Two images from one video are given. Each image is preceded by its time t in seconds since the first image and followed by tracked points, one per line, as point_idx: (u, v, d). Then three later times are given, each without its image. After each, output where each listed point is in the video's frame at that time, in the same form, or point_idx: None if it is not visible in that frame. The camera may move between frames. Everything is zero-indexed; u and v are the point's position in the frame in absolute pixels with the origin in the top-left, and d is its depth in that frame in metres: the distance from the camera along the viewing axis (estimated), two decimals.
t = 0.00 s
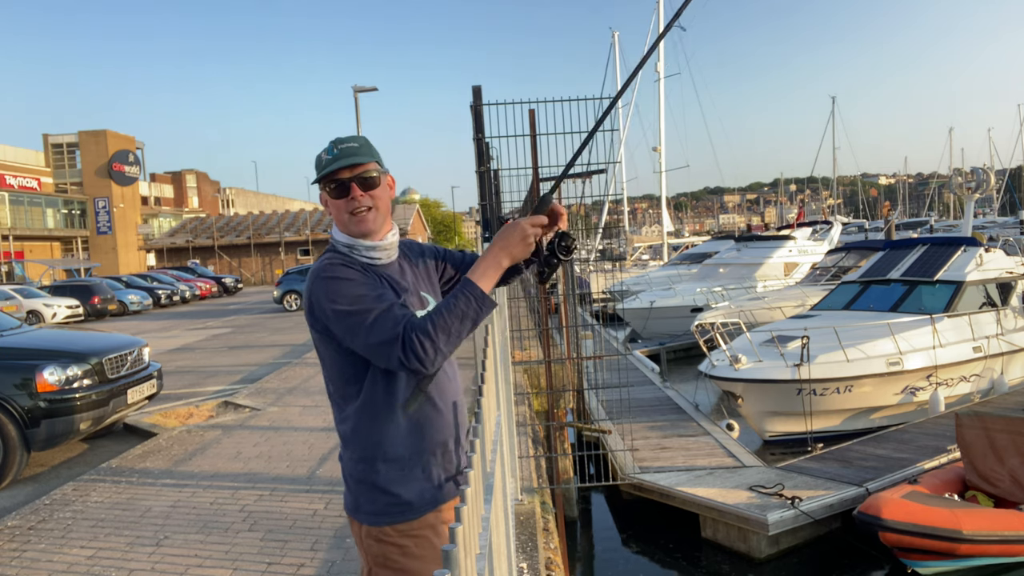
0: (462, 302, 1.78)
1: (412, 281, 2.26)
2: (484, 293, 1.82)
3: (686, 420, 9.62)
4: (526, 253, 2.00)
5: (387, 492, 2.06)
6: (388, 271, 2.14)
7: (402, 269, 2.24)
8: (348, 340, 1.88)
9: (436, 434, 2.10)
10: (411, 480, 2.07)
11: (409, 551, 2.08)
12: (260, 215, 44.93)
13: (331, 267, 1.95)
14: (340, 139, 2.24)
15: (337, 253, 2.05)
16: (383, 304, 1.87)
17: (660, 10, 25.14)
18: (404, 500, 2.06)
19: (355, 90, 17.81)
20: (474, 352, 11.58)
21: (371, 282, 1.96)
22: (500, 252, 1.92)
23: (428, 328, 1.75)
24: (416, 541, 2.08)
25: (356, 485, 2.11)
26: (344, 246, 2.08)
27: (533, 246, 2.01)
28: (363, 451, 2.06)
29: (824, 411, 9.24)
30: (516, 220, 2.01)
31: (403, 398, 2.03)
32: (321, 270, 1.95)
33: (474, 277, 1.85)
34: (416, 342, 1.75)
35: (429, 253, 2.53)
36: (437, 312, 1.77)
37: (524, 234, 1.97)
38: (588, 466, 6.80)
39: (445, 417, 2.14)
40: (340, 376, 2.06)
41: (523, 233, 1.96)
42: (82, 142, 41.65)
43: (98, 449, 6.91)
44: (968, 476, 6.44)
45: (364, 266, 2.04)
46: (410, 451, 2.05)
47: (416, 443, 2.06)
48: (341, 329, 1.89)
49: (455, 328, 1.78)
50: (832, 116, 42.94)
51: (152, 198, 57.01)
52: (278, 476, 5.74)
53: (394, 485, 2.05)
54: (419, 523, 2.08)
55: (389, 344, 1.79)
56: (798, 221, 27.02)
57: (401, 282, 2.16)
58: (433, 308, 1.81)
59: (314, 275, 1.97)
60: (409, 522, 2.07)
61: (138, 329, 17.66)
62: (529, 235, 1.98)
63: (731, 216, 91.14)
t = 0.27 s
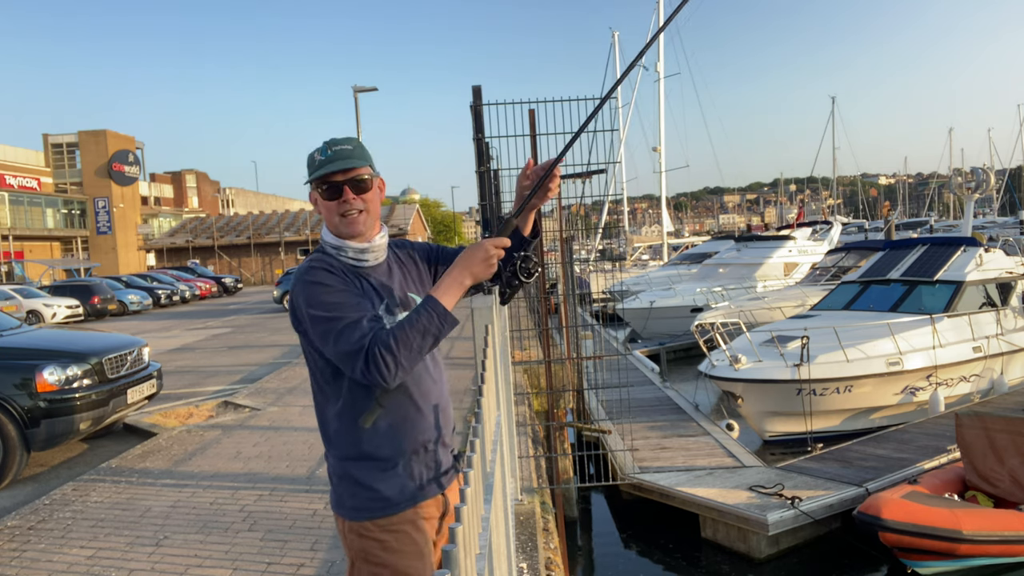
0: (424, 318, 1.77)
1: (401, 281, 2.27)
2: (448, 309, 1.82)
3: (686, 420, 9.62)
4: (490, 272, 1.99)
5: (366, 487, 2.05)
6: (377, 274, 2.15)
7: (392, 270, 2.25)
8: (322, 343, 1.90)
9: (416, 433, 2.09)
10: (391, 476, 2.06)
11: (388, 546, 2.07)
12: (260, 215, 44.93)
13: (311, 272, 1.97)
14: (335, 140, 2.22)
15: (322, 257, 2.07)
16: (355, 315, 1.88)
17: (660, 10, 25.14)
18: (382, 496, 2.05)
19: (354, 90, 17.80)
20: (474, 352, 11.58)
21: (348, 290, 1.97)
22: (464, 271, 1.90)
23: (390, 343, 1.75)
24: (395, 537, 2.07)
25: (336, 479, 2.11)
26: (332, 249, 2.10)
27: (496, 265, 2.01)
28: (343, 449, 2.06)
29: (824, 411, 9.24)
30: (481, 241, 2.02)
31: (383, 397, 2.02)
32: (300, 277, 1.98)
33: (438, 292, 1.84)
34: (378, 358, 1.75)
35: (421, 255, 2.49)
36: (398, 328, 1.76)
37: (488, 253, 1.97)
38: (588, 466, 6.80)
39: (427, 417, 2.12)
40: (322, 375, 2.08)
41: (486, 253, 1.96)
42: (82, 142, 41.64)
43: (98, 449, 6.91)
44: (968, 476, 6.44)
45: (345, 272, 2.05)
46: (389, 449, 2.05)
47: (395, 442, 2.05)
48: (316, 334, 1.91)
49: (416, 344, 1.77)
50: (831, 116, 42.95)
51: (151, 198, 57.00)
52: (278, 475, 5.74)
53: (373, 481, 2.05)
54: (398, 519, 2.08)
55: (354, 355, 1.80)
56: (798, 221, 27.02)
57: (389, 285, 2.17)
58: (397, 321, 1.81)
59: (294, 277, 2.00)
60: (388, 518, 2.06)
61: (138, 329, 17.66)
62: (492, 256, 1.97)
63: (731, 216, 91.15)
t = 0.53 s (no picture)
0: (393, 342, 1.77)
1: (384, 283, 2.29)
2: (418, 332, 1.82)
3: (686, 420, 9.62)
4: (462, 296, 2.01)
5: (347, 490, 2.05)
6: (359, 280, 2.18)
7: (375, 275, 2.27)
8: (297, 357, 1.90)
9: (396, 438, 2.07)
10: (372, 482, 2.05)
11: (368, 551, 2.05)
12: (260, 215, 44.94)
13: (287, 282, 1.95)
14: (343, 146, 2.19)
15: (301, 263, 2.07)
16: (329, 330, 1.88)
17: (660, 9, 25.13)
18: (363, 500, 2.03)
19: (354, 90, 17.79)
20: (474, 351, 11.58)
21: (325, 302, 1.96)
22: (434, 294, 1.90)
23: (358, 366, 1.75)
24: (376, 542, 2.05)
25: (321, 482, 2.11)
26: (323, 254, 2.11)
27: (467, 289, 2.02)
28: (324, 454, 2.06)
29: (824, 411, 9.24)
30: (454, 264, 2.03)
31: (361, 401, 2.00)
32: (277, 286, 1.96)
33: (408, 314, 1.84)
34: (346, 380, 1.75)
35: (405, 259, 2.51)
36: (368, 351, 1.76)
37: (460, 276, 1.98)
38: (588, 466, 6.80)
39: (409, 422, 2.10)
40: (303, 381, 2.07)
41: (458, 276, 1.98)
42: (82, 142, 41.63)
43: (98, 449, 6.91)
44: (968, 476, 6.44)
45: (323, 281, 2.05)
46: (369, 453, 2.04)
47: (376, 446, 2.04)
48: (290, 346, 1.91)
49: (384, 367, 1.77)
50: (832, 116, 42.93)
51: (152, 198, 56.99)
52: (278, 475, 5.74)
53: (354, 485, 2.04)
54: (379, 524, 2.05)
55: (325, 373, 1.80)
56: (799, 221, 27.05)
57: (372, 291, 2.20)
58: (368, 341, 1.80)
59: (272, 286, 2.01)
60: (368, 522, 2.04)
61: (138, 329, 17.66)
62: (463, 281, 1.98)
63: (731, 215, 91.13)
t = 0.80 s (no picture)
0: (361, 360, 1.71)
1: (359, 288, 2.20)
2: (387, 349, 1.75)
3: (686, 420, 9.62)
4: (433, 313, 1.91)
5: (320, 500, 2.03)
6: (334, 291, 2.08)
7: (349, 281, 2.18)
8: (267, 373, 1.84)
9: (370, 451, 2.04)
10: (346, 493, 2.03)
11: (340, 561, 2.05)
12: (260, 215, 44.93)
13: (256, 296, 1.87)
14: (352, 166, 2.06)
15: (272, 275, 1.95)
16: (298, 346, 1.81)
17: (660, 10, 25.13)
18: (336, 512, 2.02)
19: (354, 90, 17.76)
20: (474, 351, 11.57)
21: (295, 315, 1.88)
22: (403, 311, 1.82)
23: (325, 384, 1.68)
24: (348, 553, 2.04)
25: (295, 491, 2.09)
26: (308, 268, 2.01)
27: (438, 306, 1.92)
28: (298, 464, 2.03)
29: (824, 411, 9.24)
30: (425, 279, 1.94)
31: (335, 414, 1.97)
32: (245, 299, 1.88)
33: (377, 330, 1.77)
34: (313, 400, 1.68)
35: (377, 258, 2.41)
36: (335, 369, 1.70)
37: (427, 292, 1.89)
38: (588, 466, 6.80)
39: (384, 433, 2.07)
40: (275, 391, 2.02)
41: (427, 292, 1.89)
42: (82, 142, 41.62)
43: (98, 449, 6.91)
44: (968, 476, 6.44)
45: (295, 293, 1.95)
46: (342, 465, 2.02)
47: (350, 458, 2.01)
48: (259, 362, 1.85)
49: (353, 386, 1.71)
50: (831, 116, 42.92)
51: (151, 198, 56.98)
52: (278, 475, 5.74)
53: (328, 496, 2.03)
54: (352, 535, 2.04)
55: (292, 392, 1.74)
56: (798, 221, 27.06)
57: (347, 300, 2.11)
58: (336, 358, 1.74)
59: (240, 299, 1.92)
60: (340, 533, 2.03)
61: (138, 329, 17.66)
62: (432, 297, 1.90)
63: (731, 215, 91.11)
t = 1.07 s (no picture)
0: (327, 374, 1.68)
1: (327, 294, 2.19)
2: (354, 361, 1.74)
3: (686, 420, 9.62)
4: (403, 322, 1.85)
5: (288, 510, 2.00)
6: (301, 296, 2.07)
7: (318, 287, 2.17)
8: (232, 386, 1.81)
9: (341, 458, 2.04)
10: (316, 502, 2.01)
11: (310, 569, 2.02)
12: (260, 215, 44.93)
13: (220, 307, 1.84)
14: (326, 172, 2.05)
15: (240, 282, 1.93)
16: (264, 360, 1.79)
17: (660, 9, 25.12)
18: (307, 520, 2.00)
19: (353, 90, 17.77)
20: (474, 351, 11.57)
21: (261, 326, 1.85)
22: (370, 322, 1.78)
23: (291, 399, 1.67)
24: (319, 561, 2.03)
25: (259, 501, 2.04)
26: (275, 275, 1.99)
27: (407, 314, 1.86)
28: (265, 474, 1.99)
29: (824, 411, 9.24)
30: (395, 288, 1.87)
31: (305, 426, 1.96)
32: (209, 311, 1.85)
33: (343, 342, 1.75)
34: (279, 417, 1.67)
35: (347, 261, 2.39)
36: (300, 384, 1.68)
37: (397, 300, 1.82)
38: (588, 466, 6.80)
39: (354, 440, 2.07)
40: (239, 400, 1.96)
41: (396, 301, 1.81)
42: (82, 142, 41.60)
43: (98, 449, 6.91)
44: (968, 476, 6.44)
45: (263, 303, 1.92)
46: (312, 474, 2.00)
47: (320, 467, 2.00)
48: (225, 375, 1.82)
49: (319, 401, 1.69)
50: (832, 116, 42.91)
51: (152, 198, 56.98)
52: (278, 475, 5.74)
53: (298, 505, 2.00)
54: (323, 543, 2.03)
55: (257, 407, 1.72)
56: (799, 221, 27.07)
57: (315, 306, 2.10)
58: (301, 372, 1.72)
59: (204, 311, 1.89)
60: (311, 542, 2.01)
61: (138, 329, 17.65)
62: (401, 307, 1.83)
63: (731, 215, 91.13)
